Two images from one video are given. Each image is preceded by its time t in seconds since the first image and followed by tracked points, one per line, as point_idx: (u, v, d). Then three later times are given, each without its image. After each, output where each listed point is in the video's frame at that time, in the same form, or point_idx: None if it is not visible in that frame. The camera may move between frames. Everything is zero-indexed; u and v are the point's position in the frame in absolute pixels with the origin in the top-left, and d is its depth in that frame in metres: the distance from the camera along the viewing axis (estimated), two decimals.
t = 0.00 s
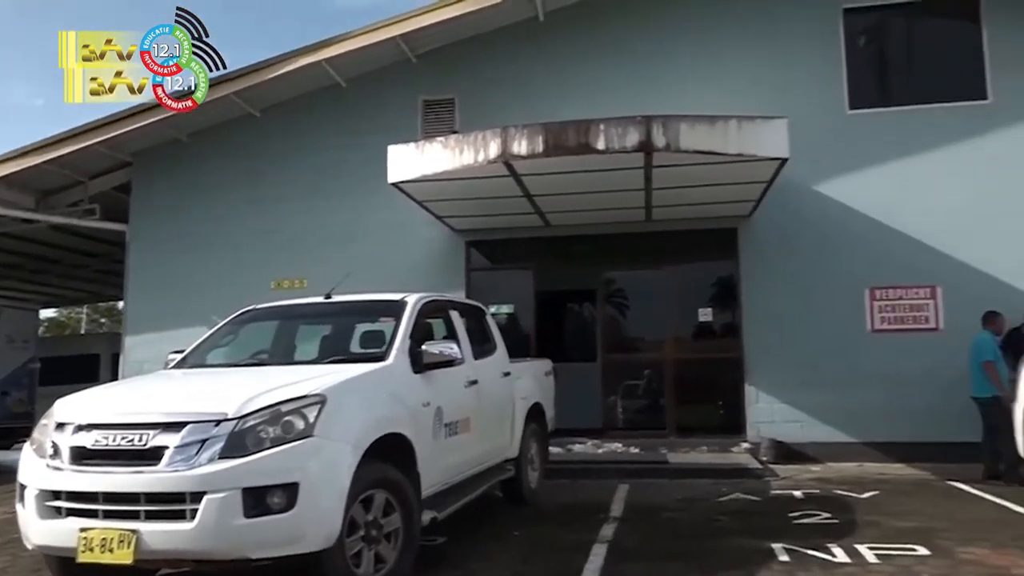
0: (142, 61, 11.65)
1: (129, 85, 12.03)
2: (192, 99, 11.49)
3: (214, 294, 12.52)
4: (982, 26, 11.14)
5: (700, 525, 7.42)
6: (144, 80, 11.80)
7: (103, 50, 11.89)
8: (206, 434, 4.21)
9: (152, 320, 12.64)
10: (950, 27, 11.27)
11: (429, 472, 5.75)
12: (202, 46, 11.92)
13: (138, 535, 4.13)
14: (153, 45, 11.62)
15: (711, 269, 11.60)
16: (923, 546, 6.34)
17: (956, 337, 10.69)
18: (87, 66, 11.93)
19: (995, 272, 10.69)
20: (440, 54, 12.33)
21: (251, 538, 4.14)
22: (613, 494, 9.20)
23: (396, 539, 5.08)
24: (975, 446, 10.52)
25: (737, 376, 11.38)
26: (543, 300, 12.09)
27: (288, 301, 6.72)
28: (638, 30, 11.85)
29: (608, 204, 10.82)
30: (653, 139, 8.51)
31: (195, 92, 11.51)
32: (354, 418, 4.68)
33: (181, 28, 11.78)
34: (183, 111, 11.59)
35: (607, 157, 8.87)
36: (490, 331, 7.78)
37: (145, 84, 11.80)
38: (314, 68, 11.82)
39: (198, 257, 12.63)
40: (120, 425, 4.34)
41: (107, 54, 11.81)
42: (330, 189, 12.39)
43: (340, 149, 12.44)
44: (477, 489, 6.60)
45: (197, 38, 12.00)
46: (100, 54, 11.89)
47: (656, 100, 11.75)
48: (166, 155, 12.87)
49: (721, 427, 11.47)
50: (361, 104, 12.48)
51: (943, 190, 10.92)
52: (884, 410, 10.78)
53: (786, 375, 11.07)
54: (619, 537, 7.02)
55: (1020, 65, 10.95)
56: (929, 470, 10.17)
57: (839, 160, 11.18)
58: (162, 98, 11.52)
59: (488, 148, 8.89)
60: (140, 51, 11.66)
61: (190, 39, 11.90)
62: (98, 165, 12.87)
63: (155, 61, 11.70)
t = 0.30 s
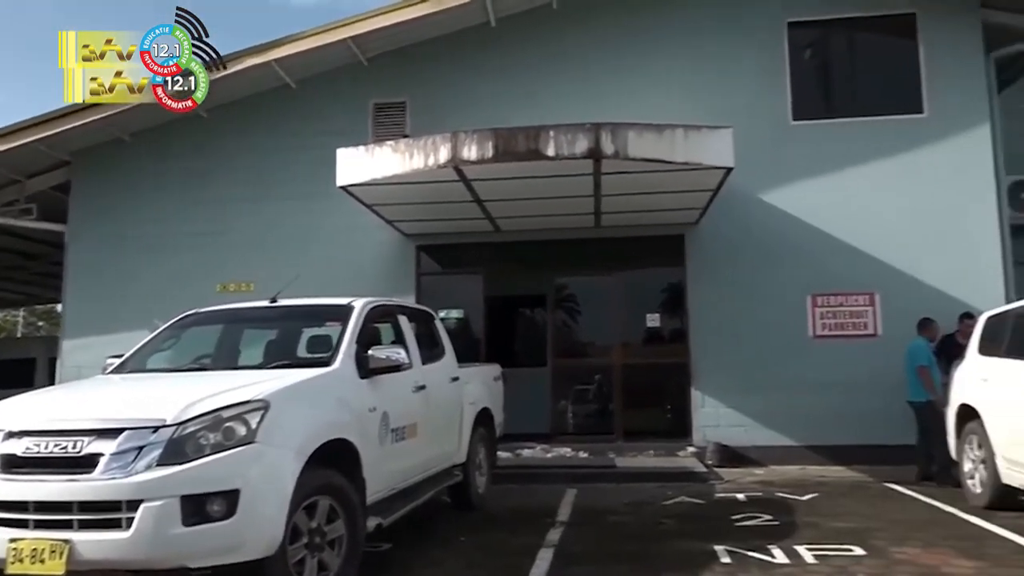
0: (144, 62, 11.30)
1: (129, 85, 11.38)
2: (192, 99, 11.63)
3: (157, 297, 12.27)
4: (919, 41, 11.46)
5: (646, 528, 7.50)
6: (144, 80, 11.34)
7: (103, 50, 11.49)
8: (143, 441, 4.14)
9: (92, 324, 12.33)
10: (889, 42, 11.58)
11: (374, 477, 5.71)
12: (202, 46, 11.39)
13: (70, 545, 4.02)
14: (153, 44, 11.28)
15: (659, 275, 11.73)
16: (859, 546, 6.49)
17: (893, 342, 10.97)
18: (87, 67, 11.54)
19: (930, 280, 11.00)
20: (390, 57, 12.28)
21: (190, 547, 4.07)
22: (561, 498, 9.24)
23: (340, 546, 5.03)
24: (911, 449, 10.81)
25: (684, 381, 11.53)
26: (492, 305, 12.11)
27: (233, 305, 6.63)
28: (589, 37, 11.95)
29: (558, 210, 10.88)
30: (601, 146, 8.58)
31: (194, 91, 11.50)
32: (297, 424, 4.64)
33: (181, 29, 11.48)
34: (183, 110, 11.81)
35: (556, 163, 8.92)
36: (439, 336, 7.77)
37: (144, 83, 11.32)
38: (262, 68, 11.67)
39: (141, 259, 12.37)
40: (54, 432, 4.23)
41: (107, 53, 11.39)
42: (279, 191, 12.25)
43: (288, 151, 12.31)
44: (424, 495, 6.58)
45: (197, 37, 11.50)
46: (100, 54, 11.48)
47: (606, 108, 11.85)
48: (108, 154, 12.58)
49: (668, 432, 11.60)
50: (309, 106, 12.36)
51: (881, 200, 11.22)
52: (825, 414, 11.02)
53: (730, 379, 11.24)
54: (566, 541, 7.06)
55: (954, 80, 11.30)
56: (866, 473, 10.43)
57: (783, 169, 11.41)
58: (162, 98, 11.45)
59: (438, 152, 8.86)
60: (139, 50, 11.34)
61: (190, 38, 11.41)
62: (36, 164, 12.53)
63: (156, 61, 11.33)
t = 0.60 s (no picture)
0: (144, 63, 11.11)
1: (129, 85, 11.43)
2: (192, 99, 11.87)
3: (97, 299, 11.99)
4: (859, 55, 11.76)
5: (593, 532, 7.55)
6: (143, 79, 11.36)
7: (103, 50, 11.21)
8: (78, 447, 4.06)
9: (27, 326, 11.98)
10: (832, 54, 11.85)
11: (319, 482, 5.65)
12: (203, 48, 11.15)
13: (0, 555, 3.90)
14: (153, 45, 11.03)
15: (608, 281, 11.84)
16: (798, 547, 6.64)
17: (834, 348, 11.23)
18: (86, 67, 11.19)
19: (870, 287, 11.29)
20: (340, 59, 12.20)
21: (127, 555, 3.99)
22: (508, 502, 9.26)
23: (283, 553, 4.98)
24: (850, 452, 11.06)
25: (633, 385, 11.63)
26: (442, 310, 12.07)
27: (175, 308, 6.51)
28: (541, 44, 12.02)
29: (509, 214, 10.91)
30: (551, 152, 8.64)
31: (194, 92, 11.76)
32: (239, 428, 4.58)
33: (180, 29, 11.15)
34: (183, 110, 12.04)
35: (506, 168, 8.94)
36: (387, 339, 7.73)
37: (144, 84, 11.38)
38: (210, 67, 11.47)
39: (81, 260, 12.07)
40: None
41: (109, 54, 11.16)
42: (225, 192, 12.08)
43: (235, 151, 12.14)
44: (371, 500, 6.53)
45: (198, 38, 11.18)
46: (100, 54, 11.20)
47: (557, 114, 11.93)
48: (46, 152, 12.24)
49: (616, 436, 11.71)
50: (258, 107, 12.20)
51: (824, 209, 11.48)
52: (768, 418, 11.22)
53: (677, 384, 11.38)
54: (512, 545, 7.07)
55: (893, 94, 11.62)
56: (807, 475, 10.65)
57: (730, 178, 11.61)
58: (162, 98, 11.71)
59: (388, 156, 8.81)
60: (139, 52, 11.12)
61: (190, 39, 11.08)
62: None
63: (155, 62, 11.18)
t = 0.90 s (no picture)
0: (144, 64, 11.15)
1: (129, 85, 11.63)
2: (192, 99, 11.81)
3: (36, 301, 11.67)
4: (805, 66, 12.00)
5: (541, 536, 7.57)
6: (143, 79, 11.57)
7: (103, 50, 10.92)
8: (9, 454, 3.95)
9: None
10: (779, 65, 12.06)
11: (264, 489, 5.57)
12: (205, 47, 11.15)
13: None
14: (153, 45, 11.09)
15: (559, 286, 11.88)
16: (742, 548, 6.75)
17: (779, 353, 11.43)
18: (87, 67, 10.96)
19: (814, 294, 11.52)
20: (290, 60, 12.07)
21: (60, 565, 3.89)
22: (457, 507, 9.23)
23: (224, 561, 4.90)
24: (794, 455, 11.27)
25: (584, 389, 11.67)
26: (393, 314, 12.00)
27: (115, 311, 6.36)
28: (495, 48, 12.05)
29: (460, 218, 10.89)
30: (502, 157, 8.64)
31: (194, 92, 11.79)
32: (180, 434, 4.50)
33: (181, 28, 10.95)
34: (183, 110, 11.88)
35: (456, 172, 8.92)
36: (336, 344, 7.66)
37: (144, 83, 11.59)
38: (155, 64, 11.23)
39: (19, 260, 11.74)
40: None
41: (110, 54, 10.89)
42: (171, 193, 11.86)
43: (182, 150, 11.93)
44: (317, 506, 6.45)
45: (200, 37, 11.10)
46: (101, 55, 10.91)
47: (510, 118, 11.96)
48: None
49: (566, 440, 11.76)
50: (207, 106, 12.00)
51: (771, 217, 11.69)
52: (715, 422, 11.37)
53: (626, 388, 11.47)
54: (460, 550, 7.05)
55: (837, 105, 11.88)
56: (752, 478, 10.82)
57: (679, 185, 11.75)
58: (162, 98, 11.72)
59: (338, 158, 8.72)
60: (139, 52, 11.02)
61: (191, 39, 11.03)
62: None
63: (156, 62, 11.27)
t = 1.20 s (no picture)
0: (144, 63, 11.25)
1: (129, 85, 11.61)
2: (192, 99, 11.68)
3: None
4: (755, 74, 12.20)
5: (492, 537, 7.58)
6: (144, 80, 11.57)
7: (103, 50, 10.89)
8: None
9: None
10: (729, 72, 12.24)
11: (209, 493, 5.49)
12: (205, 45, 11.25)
13: None
14: (153, 45, 11.00)
15: (513, 288, 11.90)
16: (689, 547, 6.84)
17: (728, 355, 11.60)
18: (87, 66, 11.09)
19: (763, 298, 11.73)
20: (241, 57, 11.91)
21: None
22: (409, 509, 9.20)
23: (167, 566, 4.81)
24: (741, 455, 11.45)
25: (536, 391, 11.70)
26: (345, 315, 11.92)
27: (56, 311, 6.21)
28: (451, 50, 12.04)
29: (414, 219, 10.86)
30: (455, 158, 8.63)
31: (195, 91, 11.67)
32: (122, 437, 4.42)
33: (182, 29, 10.87)
34: (182, 110, 11.73)
35: (409, 173, 8.88)
36: (285, 345, 7.58)
37: (144, 83, 11.59)
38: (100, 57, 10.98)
39: None
40: None
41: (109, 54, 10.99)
42: (117, 190, 11.63)
43: (128, 147, 11.70)
44: (264, 510, 6.38)
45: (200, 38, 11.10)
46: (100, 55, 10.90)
47: (465, 121, 11.96)
48: None
49: (518, 442, 11.79)
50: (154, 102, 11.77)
51: (721, 221, 11.86)
52: (665, 423, 11.49)
53: (578, 390, 11.54)
54: (410, 553, 7.02)
55: (786, 113, 12.10)
56: (700, 478, 10.97)
57: (632, 189, 11.86)
58: (162, 98, 11.67)
59: (289, 157, 8.62)
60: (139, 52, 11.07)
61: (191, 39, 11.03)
62: None
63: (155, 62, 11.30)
